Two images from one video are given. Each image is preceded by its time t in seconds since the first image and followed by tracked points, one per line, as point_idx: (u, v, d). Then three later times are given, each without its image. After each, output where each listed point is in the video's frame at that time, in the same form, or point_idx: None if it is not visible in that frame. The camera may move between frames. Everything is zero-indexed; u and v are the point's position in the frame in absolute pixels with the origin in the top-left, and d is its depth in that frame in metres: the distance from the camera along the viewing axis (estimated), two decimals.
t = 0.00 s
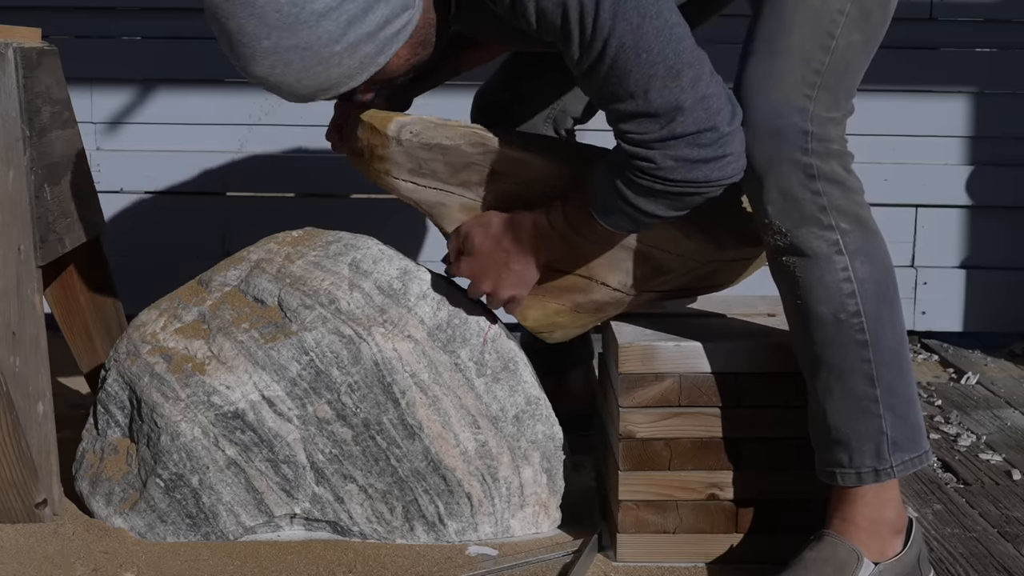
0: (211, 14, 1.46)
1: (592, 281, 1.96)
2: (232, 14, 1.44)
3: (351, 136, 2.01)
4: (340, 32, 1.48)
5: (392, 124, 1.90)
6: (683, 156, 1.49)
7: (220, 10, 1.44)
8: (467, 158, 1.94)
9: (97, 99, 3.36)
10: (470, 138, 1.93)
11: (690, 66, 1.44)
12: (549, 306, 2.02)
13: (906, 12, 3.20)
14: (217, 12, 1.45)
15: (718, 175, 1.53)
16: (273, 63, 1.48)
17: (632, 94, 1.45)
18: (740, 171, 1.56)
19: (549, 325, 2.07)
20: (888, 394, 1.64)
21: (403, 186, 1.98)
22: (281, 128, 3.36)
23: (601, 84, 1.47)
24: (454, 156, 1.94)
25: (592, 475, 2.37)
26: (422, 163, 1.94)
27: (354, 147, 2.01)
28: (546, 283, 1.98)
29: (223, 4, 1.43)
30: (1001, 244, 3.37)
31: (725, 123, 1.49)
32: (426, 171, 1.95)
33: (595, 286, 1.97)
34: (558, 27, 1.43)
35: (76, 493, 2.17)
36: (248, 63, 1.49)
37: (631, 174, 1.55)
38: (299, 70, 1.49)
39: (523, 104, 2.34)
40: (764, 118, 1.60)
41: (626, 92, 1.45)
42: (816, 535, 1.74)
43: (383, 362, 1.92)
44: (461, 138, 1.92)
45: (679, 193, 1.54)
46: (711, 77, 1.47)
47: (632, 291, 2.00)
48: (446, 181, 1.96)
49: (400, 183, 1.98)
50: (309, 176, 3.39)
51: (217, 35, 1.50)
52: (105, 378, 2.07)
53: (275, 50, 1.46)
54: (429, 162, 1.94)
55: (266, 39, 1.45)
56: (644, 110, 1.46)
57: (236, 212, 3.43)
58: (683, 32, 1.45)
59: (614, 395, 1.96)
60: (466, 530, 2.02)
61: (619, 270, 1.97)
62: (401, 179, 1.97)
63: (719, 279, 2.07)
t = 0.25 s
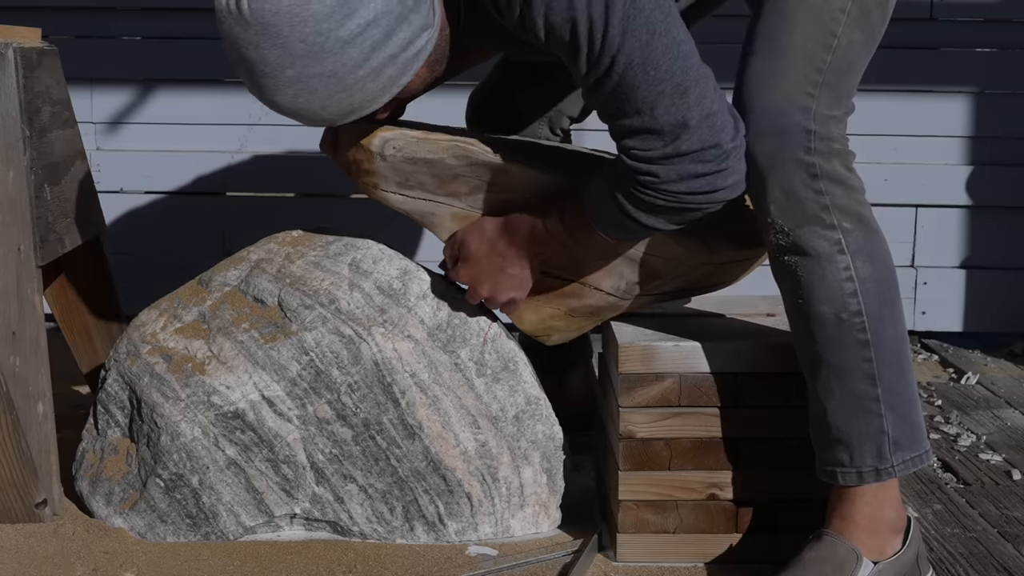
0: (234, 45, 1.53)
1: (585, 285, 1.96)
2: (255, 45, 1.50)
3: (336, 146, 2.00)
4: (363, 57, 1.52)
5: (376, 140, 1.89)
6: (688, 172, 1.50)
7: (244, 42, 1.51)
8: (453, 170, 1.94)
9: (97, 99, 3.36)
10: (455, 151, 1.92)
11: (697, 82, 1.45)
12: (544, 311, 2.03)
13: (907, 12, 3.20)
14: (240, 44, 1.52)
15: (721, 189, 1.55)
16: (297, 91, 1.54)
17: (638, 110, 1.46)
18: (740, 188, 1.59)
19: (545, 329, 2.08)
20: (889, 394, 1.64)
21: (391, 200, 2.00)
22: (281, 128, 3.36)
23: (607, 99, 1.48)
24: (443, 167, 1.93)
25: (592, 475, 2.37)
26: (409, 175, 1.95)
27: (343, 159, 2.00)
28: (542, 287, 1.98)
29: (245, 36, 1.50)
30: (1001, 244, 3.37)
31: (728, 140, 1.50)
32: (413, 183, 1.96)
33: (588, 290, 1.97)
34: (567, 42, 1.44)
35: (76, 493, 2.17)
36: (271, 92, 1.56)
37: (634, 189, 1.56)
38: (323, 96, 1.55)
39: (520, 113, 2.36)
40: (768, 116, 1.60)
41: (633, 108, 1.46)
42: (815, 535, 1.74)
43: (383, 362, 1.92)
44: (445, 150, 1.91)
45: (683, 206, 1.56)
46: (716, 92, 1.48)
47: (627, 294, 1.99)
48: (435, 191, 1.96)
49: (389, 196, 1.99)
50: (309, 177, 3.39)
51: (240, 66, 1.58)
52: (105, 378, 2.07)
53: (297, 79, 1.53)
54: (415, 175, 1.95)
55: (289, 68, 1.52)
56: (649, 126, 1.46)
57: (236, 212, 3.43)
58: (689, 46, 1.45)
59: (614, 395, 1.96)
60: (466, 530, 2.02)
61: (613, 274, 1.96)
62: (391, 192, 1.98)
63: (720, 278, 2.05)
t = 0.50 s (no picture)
0: (231, 46, 1.54)
1: (583, 287, 1.96)
2: (253, 45, 1.51)
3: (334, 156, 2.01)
4: (362, 56, 1.52)
5: (370, 147, 1.90)
6: (683, 174, 1.50)
7: (241, 42, 1.52)
8: (447, 175, 1.93)
9: (97, 99, 3.36)
10: (449, 156, 1.92)
11: (690, 83, 1.45)
12: (544, 312, 2.02)
13: (907, 12, 3.20)
14: (236, 44, 1.53)
15: (714, 191, 1.55)
16: (295, 92, 1.55)
17: (634, 110, 1.46)
18: (736, 191, 1.59)
19: (545, 331, 2.07)
20: (889, 394, 1.64)
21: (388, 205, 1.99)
22: (281, 129, 3.36)
23: (602, 99, 1.48)
24: (439, 171, 1.93)
25: (592, 475, 2.37)
26: (404, 181, 1.94)
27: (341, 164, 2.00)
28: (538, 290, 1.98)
29: (243, 37, 1.51)
30: (1001, 244, 3.37)
31: (723, 141, 1.51)
32: (408, 188, 1.95)
33: (587, 291, 1.97)
34: (561, 42, 1.44)
35: (76, 493, 2.17)
36: (270, 92, 1.56)
37: (629, 190, 1.57)
38: (322, 97, 1.56)
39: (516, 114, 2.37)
40: (767, 116, 1.60)
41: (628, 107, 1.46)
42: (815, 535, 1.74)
43: (383, 362, 1.92)
44: (439, 155, 1.91)
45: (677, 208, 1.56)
46: (710, 93, 1.49)
47: (627, 294, 1.98)
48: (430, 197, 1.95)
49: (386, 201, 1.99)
50: (309, 177, 3.39)
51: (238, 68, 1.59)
52: (105, 378, 2.07)
53: (294, 78, 1.53)
54: (409, 180, 1.94)
55: (288, 68, 1.52)
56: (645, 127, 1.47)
57: (236, 212, 3.43)
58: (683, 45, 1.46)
59: (614, 395, 1.96)
60: (466, 530, 2.02)
61: (612, 276, 1.95)
62: (387, 198, 1.97)
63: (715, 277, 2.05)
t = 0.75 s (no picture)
0: (241, 65, 1.53)
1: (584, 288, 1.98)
2: (264, 64, 1.50)
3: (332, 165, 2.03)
4: (374, 71, 1.52)
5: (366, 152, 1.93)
6: (701, 179, 1.49)
7: (252, 61, 1.51)
8: (445, 178, 1.93)
9: (97, 99, 3.36)
10: (445, 159, 1.91)
11: (701, 86, 1.45)
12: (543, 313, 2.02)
13: (907, 12, 3.20)
14: (247, 62, 1.52)
15: (737, 197, 1.53)
16: (309, 109, 1.54)
17: (644, 118, 1.46)
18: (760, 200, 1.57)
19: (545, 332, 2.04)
20: (891, 395, 1.65)
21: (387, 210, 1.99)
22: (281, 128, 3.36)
23: (612, 105, 1.49)
24: (437, 174, 1.93)
25: (592, 475, 2.37)
26: (402, 184, 1.95)
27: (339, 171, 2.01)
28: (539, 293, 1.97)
29: (254, 56, 1.50)
30: (1001, 243, 3.37)
31: (740, 144, 1.49)
32: (406, 192, 1.96)
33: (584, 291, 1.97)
34: (566, 51, 1.45)
35: (76, 493, 2.17)
36: (282, 110, 1.56)
37: (645, 200, 1.57)
38: (335, 112, 1.55)
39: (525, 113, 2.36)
40: (771, 117, 1.60)
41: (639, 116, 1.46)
42: (816, 535, 1.74)
43: (383, 362, 1.92)
44: (437, 160, 1.91)
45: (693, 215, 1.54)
46: (724, 98, 1.47)
47: (626, 296, 1.94)
48: (427, 200, 1.95)
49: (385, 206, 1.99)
50: (309, 177, 3.39)
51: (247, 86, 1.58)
52: (105, 378, 2.07)
53: (306, 95, 1.52)
54: (407, 183, 1.94)
55: (301, 86, 1.52)
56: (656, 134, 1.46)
57: (236, 212, 3.43)
58: (693, 51, 1.45)
59: (614, 395, 1.96)
60: (466, 530, 2.01)
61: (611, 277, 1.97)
62: (385, 201, 1.98)
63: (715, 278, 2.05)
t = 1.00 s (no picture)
0: (285, 82, 1.48)
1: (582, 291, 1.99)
2: (311, 82, 1.45)
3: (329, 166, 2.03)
4: (424, 87, 1.47)
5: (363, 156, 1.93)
6: (785, 138, 1.40)
7: (298, 79, 1.45)
8: (445, 180, 1.93)
9: (97, 99, 3.36)
10: (445, 161, 1.91)
11: (774, 38, 1.38)
12: (548, 313, 2.04)
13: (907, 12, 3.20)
14: (291, 80, 1.46)
15: (833, 153, 1.42)
16: (356, 127, 1.49)
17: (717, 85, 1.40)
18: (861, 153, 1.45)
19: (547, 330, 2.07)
20: (907, 396, 1.64)
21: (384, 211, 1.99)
22: (281, 128, 3.36)
23: (685, 80, 1.43)
24: (437, 176, 1.93)
25: (592, 475, 2.37)
26: (402, 186, 1.95)
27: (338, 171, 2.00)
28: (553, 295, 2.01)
29: (300, 73, 1.44)
30: (1001, 244, 3.37)
31: (824, 92, 1.40)
32: (406, 193, 1.96)
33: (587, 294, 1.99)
34: (624, 28, 1.45)
35: (76, 493, 2.17)
36: (326, 127, 1.51)
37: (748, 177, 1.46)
38: (382, 129, 1.50)
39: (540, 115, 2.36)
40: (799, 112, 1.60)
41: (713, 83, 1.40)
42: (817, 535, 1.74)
43: (383, 362, 1.92)
44: (437, 162, 1.91)
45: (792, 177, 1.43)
46: (803, 49, 1.40)
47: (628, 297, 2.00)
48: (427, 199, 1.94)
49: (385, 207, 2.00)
50: (309, 177, 3.39)
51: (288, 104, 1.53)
52: (105, 378, 2.07)
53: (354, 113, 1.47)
54: (407, 185, 1.95)
55: (348, 104, 1.46)
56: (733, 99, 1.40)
57: (236, 212, 3.42)
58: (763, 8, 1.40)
59: (614, 394, 1.97)
60: (466, 530, 2.01)
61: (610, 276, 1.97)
62: (385, 202, 1.99)
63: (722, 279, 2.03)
